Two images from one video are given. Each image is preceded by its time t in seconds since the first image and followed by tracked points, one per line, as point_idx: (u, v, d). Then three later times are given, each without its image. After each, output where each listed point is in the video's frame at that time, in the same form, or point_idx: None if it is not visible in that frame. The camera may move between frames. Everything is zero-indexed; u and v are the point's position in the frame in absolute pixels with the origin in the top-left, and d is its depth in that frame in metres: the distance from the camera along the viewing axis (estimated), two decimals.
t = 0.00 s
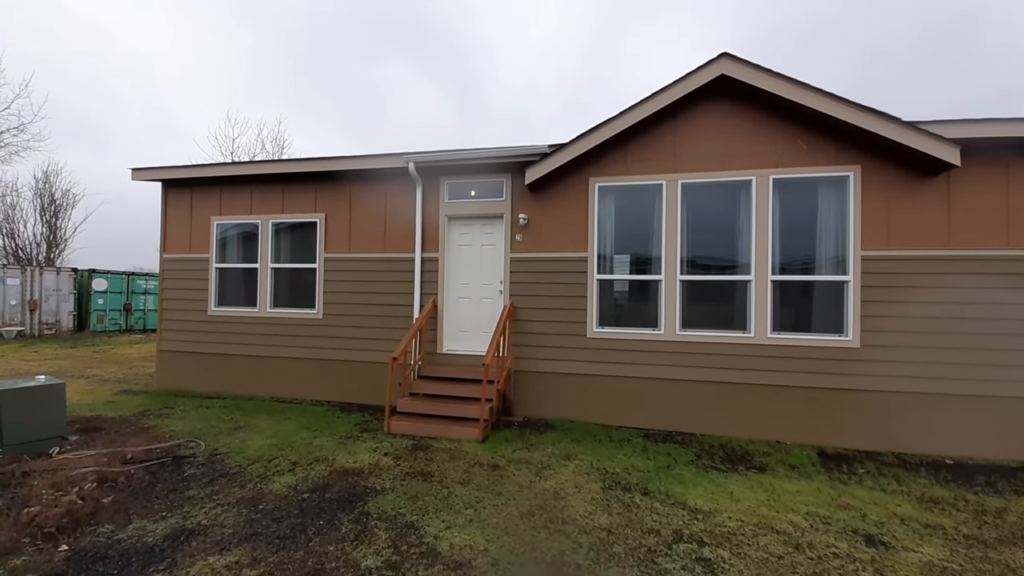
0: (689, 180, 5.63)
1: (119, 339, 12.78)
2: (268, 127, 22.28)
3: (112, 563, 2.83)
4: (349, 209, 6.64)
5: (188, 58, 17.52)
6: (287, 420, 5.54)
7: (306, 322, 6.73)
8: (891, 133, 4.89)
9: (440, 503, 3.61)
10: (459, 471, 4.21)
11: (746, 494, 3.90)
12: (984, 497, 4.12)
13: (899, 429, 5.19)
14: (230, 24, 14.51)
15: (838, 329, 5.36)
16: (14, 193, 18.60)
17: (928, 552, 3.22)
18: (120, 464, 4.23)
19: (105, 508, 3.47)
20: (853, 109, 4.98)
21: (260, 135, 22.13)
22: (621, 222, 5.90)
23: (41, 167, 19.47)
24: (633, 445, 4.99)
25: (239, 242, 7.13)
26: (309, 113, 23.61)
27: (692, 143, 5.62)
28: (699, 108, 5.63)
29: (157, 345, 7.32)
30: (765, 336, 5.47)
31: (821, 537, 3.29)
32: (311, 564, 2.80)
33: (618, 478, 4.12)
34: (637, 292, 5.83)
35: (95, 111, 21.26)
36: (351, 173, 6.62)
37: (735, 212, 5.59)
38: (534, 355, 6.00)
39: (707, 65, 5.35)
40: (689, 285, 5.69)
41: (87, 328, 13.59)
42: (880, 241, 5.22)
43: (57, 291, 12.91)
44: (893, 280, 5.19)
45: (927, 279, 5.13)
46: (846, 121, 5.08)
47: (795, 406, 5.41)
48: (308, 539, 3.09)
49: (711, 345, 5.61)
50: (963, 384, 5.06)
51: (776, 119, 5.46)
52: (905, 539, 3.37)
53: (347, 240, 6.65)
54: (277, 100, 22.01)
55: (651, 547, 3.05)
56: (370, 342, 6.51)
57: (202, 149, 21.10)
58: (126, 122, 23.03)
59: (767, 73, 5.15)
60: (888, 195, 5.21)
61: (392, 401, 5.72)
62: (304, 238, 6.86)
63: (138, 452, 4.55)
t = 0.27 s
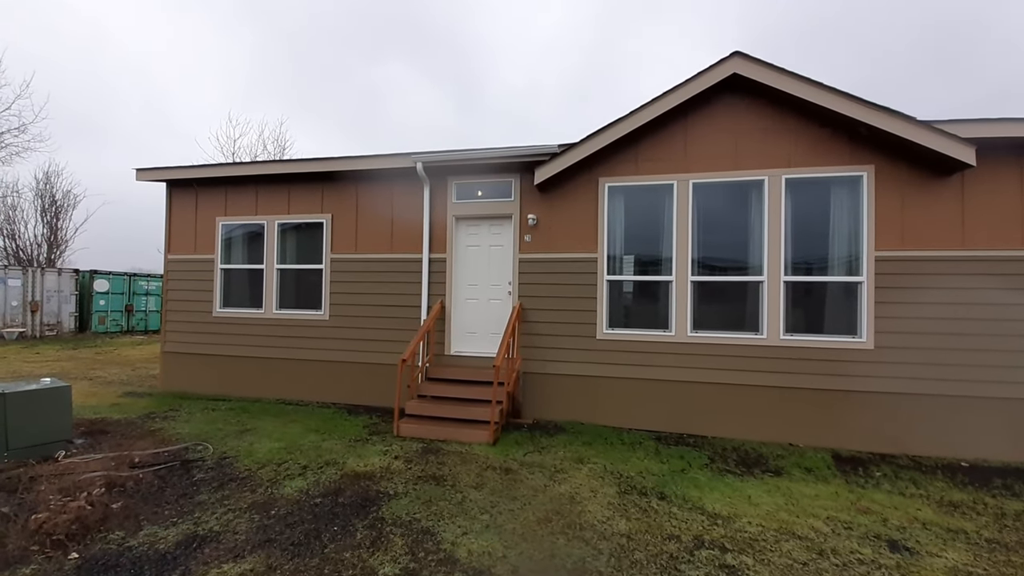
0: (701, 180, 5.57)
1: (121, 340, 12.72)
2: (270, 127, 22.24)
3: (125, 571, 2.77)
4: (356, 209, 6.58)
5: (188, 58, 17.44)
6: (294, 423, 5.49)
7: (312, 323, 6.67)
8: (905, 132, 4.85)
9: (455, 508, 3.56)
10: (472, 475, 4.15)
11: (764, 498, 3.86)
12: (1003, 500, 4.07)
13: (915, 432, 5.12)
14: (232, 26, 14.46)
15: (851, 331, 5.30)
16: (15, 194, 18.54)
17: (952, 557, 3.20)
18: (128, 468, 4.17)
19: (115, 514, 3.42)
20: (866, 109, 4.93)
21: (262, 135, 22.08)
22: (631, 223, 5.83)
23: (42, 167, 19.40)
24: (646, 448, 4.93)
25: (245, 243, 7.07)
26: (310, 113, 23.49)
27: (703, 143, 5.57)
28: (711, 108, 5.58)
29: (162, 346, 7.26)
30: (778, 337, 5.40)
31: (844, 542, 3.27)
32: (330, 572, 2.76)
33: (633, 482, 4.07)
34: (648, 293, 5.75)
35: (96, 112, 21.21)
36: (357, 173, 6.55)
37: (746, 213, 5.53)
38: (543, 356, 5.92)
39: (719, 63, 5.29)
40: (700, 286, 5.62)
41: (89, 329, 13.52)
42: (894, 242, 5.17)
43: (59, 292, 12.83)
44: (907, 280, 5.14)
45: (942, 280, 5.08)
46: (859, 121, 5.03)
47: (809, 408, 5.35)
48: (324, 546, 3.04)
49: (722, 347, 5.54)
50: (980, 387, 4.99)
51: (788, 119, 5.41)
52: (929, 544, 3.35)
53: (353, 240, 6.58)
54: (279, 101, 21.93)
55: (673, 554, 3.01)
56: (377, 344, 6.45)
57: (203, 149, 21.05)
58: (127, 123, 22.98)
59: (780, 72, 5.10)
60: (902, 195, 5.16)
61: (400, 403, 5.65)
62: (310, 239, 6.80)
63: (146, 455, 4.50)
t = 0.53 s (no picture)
0: (714, 180, 5.54)
1: (124, 340, 12.69)
2: (272, 127, 22.21)
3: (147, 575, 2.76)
4: (365, 209, 6.55)
5: (190, 58, 17.40)
6: (305, 424, 5.47)
7: (321, 323, 6.64)
8: (919, 133, 4.83)
9: (474, 511, 3.54)
10: (487, 476, 4.12)
11: (782, 500, 3.87)
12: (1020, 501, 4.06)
13: (929, 433, 5.08)
14: (235, 27, 14.42)
15: (864, 331, 5.29)
16: (17, 194, 18.50)
17: (974, 559, 3.20)
18: (142, 471, 4.15)
19: (133, 517, 3.40)
20: (880, 109, 4.91)
21: (263, 135, 22.11)
22: (641, 223, 5.77)
23: (44, 167, 19.37)
24: (659, 449, 4.91)
25: (253, 243, 7.04)
26: (312, 113, 23.42)
27: (715, 143, 5.54)
28: (722, 108, 5.55)
29: (169, 347, 7.23)
30: (791, 338, 5.37)
31: (866, 545, 3.28)
32: None
33: (650, 483, 4.06)
34: (659, 294, 5.71)
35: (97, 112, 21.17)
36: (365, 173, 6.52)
37: (758, 213, 5.51)
38: (554, 357, 5.89)
39: (731, 63, 5.26)
40: (712, 287, 5.59)
41: (91, 329, 13.48)
42: (907, 242, 5.16)
43: (62, 292, 12.79)
44: (920, 281, 5.12)
45: (955, 281, 5.06)
46: (872, 121, 5.02)
47: (822, 409, 5.32)
48: (346, 550, 3.02)
49: (734, 348, 5.51)
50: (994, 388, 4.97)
51: (799, 119, 5.39)
52: (951, 546, 3.35)
53: (362, 240, 6.55)
54: (280, 101, 21.89)
55: (696, 557, 3.02)
56: (386, 345, 6.42)
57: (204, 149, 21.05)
58: (129, 123, 22.95)
59: (794, 72, 5.07)
60: (916, 195, 5.15)
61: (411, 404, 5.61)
62: (319, 239, 6.77)
63: (158, 458, 4.48)
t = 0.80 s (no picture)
0: (720, 182, 5.55)
1: (121, 342, 12.57)
2: (269, 126, 22.12)
3: None
4: (370, 210, 6.52)
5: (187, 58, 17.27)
6: (311, 426, 5.44)
7: (325, 325, 6.60)
8: (926, 135, 4.86)
9: (488, 513, 3.54)
10: (499, 479, 4.11)
11: (793, 501, 3.89)
12: None
13: (934, 433, 5.11)
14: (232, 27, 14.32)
15: (870, 332, 5.32)
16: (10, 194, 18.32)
17: (986, 557, 3.23)
18: (150, 475, 4.11)
19: (144, 523, 3.36)
20: (887, 111, 4.94)
21: (260, 134, 22.05)
22: (648, 224, 5.77)
23: (38, 166, 19.17)
24: (668, 450, 4.92)
25: (256, 243, 7.00)
26: (309, 113, 23.28)
27: (722, 145, 5.55)
28: (729, 109, 5.56)
29: (170, 349, 7.17)
30: (797, 339, 5.39)
31: (880, 545, 3.31)
32: None
33: (661, 485, 4.07)
34: (666, 295, 5.72)
35: (92, 111, 20.98)
36: (369, 173, 6.48)
37: (765, 215, 5.52)
38: (560, 358, 5.88)
39: (738, 65, 5.26)
40: (719, 288, 5.60)
41: (87, 330, 13.34)
42: (913, 243, 5.20)
43: (57, 293, 12.65)
44: (926, 282, 5.16)
45: (960, 282, 5.11)
46: (879, 123, 5.04)
47: (829, 409, 5.34)
48: (363, 554, 3.01)
49: (741, 349, 5.52)
50: (999, 387, 5.01)
51: (806, 121, 5.41)
52: (962, 545, 3.38)
53: (367, 241, 6.52)
54: (277, 101, 21.80)
55: (714, 559, 3.04)
56: (391, 346, 6.39)
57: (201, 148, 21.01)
58: (123, 123, 22.77)
59: (801, 74, 5.09)
60: (921, 197, 5.19)
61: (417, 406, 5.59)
62: (323, 239, 6.74)
63: (165, 462, 4.44)
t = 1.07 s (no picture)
0: (720, 182, 5.57)
1: (108, 342, 12.32)
2: (258, 124, 21.88)
3: None
4: (367, 208, 6.45)
5: (176, 57, 17.02)
6: (309, 428, 5.37)
7: (322, 325, 6.53)
8: (922, 137, 4.92)
9: (494, 514, 3.52)
10: (504, 479, 4.09)
11: (797, 499, 3.92)
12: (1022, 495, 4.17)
13: (929, 430, 5.19)
14: (223, 25, 14.14)
15: (867, 331, 5.38)
16: None
17: (987, 551, 3.28)
18: (147, 478, 4.03)
19: (143, 527, 3.28)
20: (885, 112, 4.99)
21: (250, 132, 21.82)
22: (648, 224, 5.78)
23: (21, 164, 18.77)
24: (670, 449, 4.93)
25: (251, 242, 6.90)
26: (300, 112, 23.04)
27: (721, 145, 5.57)
28: (729, 110, 5.59)
29: (161, 349, 7.03)
30: (796, 338, 5.43)
31: (884, 541, 3.35)
32: None
33: (666, 484, 4.08)
34: (666, 294, 5.73)
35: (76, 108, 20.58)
36: (367, 171, 6.42)
37: (764, 214, 5.55)
38: (561, 358, 5.87)
39: (738, 66, 5.29)
40: (718, 287, 5.61)
41: (72, 331, 13.06)
42: (909, 243, 5.26)
43: (41, 293, 12.38)
44: (921, 282, 5.23)
45: (954, 281, 5.19)
46: (876, 124, 5.09)
47: (828, 407, 5.39)
48: (370, 556, 2.97)
49: (741, 348, 5.54)
50: (992, 385, 5.10)
51: (804, 122, 5.46)
52: (963, 540, 3.43)
53: (364, 240, 6.45)
54: (267, 98, 21.57)
55: (723, 557, 3.05)
56: (389, 346, 6.33)
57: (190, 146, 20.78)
58: (109, 120, 22.37)
59: (800, 75, 5.12)
60: (917, 197, 5.26)
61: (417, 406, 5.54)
62: (319, 238, 6.66)
63: (161, 464, 4.34)
